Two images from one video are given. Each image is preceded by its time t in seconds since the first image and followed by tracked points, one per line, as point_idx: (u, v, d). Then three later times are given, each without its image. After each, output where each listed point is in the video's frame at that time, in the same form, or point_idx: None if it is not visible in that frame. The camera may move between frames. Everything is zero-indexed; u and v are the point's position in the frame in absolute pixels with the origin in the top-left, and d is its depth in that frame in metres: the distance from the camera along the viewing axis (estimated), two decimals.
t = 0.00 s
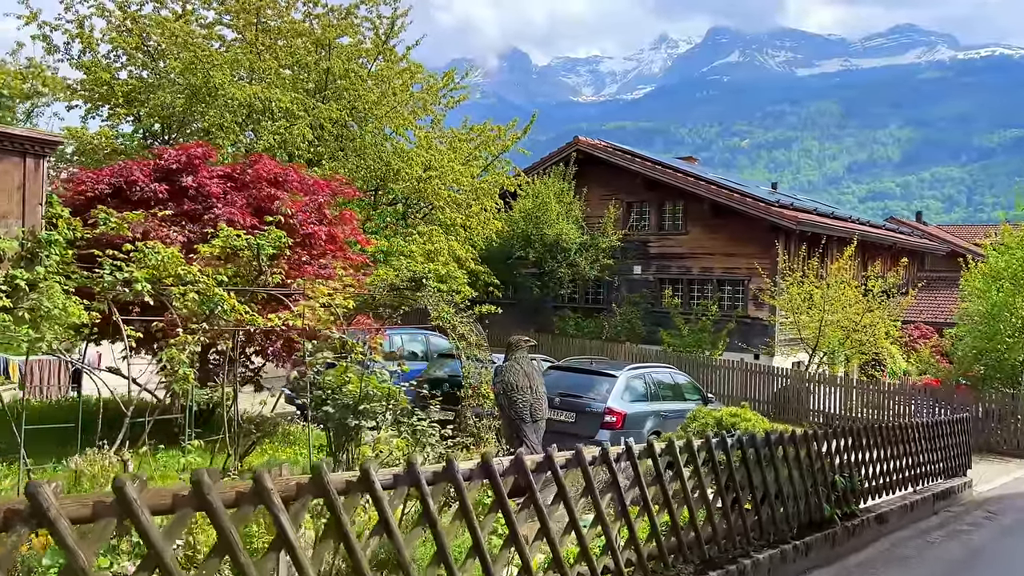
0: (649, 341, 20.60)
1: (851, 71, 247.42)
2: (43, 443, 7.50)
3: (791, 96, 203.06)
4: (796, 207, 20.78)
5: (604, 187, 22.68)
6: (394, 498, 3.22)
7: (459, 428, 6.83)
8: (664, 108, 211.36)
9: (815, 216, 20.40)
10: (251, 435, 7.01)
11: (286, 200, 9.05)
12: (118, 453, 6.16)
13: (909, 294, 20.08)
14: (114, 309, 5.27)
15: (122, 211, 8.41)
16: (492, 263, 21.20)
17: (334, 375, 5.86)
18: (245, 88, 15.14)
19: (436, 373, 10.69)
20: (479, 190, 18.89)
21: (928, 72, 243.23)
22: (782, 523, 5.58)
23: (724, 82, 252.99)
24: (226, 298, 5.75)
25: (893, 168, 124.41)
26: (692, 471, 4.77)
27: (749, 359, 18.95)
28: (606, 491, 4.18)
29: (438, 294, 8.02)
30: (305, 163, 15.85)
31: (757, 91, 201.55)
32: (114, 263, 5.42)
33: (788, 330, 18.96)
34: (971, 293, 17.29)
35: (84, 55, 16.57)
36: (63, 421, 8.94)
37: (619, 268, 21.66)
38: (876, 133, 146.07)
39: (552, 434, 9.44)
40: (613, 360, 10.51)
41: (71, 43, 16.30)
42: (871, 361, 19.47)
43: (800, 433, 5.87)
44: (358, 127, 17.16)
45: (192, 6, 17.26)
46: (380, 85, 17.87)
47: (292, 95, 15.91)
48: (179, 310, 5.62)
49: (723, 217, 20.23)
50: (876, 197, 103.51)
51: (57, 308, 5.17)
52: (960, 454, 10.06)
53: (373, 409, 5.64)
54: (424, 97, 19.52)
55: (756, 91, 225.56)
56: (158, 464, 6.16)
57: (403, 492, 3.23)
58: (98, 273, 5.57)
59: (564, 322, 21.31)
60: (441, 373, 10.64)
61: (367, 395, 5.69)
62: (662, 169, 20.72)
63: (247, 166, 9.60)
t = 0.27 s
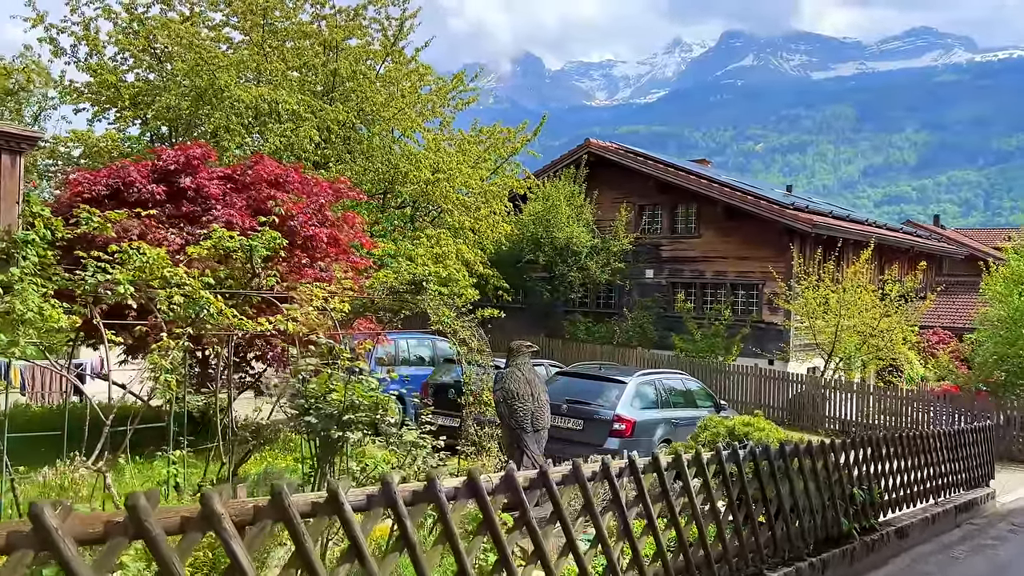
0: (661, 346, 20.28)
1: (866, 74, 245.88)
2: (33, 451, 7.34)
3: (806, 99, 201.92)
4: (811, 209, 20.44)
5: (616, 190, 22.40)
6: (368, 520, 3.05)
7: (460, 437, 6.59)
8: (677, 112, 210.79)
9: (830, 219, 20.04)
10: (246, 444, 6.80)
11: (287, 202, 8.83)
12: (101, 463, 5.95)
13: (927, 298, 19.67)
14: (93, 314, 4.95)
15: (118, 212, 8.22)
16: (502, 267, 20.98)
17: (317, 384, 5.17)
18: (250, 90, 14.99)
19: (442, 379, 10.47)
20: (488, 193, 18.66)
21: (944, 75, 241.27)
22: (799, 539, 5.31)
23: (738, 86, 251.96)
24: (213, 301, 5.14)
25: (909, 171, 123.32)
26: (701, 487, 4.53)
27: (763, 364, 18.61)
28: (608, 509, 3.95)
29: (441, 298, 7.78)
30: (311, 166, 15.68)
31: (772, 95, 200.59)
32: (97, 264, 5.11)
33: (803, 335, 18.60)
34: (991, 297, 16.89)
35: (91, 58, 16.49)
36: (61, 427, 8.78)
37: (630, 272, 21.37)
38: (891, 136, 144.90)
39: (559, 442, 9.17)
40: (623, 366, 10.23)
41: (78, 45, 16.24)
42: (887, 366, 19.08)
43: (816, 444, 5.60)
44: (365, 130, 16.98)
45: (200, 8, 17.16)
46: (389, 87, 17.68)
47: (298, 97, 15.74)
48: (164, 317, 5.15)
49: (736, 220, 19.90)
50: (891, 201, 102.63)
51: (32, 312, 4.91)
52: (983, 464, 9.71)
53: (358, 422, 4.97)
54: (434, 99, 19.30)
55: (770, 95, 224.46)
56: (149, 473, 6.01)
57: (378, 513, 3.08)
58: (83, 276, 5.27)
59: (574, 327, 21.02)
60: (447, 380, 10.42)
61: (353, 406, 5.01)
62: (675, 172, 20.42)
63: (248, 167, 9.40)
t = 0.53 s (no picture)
0: (672, 346, 19.99)
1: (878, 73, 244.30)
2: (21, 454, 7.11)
3: (819, 99, 200.69)
4: (825, 207, 20.04)
5: (626, 187, 22.08)
6: (335, 532, 2.80)
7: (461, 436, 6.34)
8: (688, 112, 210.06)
9: (845, 216, 19.65)
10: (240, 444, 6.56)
11: (285, 196, 8.59)
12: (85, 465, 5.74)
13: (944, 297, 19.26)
14: (69, 308, 4.67)
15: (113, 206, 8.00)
16: (511, 266, 20.76)
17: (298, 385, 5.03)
18: (253, 85, 14.81)
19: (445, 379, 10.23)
20: (495, 191, 18.40)
21: (958, 75, 239.37)
22: (816, 546, 5.03)
23: (750, 86, 250.80)
24: (197, 294, 4.83)
25: (923, 172, 122.26)
26: (710, 492, 4.27)
27: (776, 365, 18.27)
28: (607, 518, 3.68)
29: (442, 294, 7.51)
30: (317, 164, 15.50)
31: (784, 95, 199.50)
32: (75, 257, 4.81)
33: (817, 335, 18.24)
34: (1010, 296, 16.47)
35: (95, 55, 16.34)
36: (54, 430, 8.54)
37: (641, 271, 21.07)
38: (905, 137, 143.75)
39: (566, 443, 8.89)
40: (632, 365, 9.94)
41: (82, 42, 16.11)
42: (904, 367, 18.67)
43: (834, 446, 5.30)
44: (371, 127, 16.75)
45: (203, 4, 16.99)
46: (395, 83, 17.44)
47: (303, 94, 15.54)
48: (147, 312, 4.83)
49: (748, 218, 19.56)
50: (905, 201, 101.73)
51: (4, 305, 4.64)
52: (1006, 467, 9.37)
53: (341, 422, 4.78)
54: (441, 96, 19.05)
55: (783, 95, 223.28)
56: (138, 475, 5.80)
57: (346, 524, 2.82)
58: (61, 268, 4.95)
59: (584, 327, 20.75)
60: (451, 380, 10.19)
61: (335, 403, 4.86)
62: (686, 169, 20.09)
63: (247, 160, 9.16)
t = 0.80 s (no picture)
0: (677, 349, 19.72)
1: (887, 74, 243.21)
2: None
3: (827, 101, 199.91)
4: (833, 208, 19.74)
5: (631, 188, 21.82)
6: (278, 567, 2.55)
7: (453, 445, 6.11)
8: (696, 114, 209.55)
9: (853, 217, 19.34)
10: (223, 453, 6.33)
11: (277, 195, 8.40)
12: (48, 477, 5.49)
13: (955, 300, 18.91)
14: (35, 312, 4.45)
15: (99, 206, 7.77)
16: (515, 267, 20.44)
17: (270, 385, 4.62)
18: (251, 84, 14.61)
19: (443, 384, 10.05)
20: (498, 192, 18.17)
21: (967, 75, 238.08)
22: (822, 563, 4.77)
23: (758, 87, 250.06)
24: (169, 297, 4.53)
25: (931, 173, 121.52)
26: (706, 508, 4.03)
27: (783, 368, 17.97)
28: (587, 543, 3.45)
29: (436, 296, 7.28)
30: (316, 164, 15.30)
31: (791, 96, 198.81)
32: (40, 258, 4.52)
33: (825, 338, 17.93)
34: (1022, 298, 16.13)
35: (94, 55, 16.20)
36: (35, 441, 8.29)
37: (646, 273, 20.80)
38: (913, 138, 142.96)
39: (565, 450, 8.64)
40: (633, 369, 9.69)
41: (80, 42, 15.97)
42: (913, 371, 18.34)
43: (841, 458, 5.05)
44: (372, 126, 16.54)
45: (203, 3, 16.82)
46: (396, 83, 17.22)
47: (303, 93, 15.34)
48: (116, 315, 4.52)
49: (755, 219, 19.28)
50: (914, 203, 101.06)
51: None
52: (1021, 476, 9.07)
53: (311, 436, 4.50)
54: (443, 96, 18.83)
55: (790, 96, 222.51)
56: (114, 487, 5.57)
57: (291, 558, 2.57)
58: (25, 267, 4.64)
59: (588, 329, 20.48)
60: (449, 385, 9.99)
61: (308, 416, 4.56)
62: (691, 170, 19.82)
63: (239, 160, 8.95)
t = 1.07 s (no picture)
0: (678, 350, 19.49)
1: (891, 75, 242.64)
2: None
3: (831, 102, 199.41)
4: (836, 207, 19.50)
5: (632, 187, 21.60)
6: None
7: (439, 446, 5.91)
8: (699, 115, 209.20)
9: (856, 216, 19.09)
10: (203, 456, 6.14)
11: (262, 189, 8.17)
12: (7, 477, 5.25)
13: (959, 300, 18.64)
14: None
15: (81, 201, 7.62)
16: (514, 267, 20.20)
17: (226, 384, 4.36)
18: (245, 80, 14.42)
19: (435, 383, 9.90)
20: (496, 190, 17.96)
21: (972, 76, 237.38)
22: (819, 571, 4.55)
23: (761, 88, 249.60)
24: (135, 291, 4.33)
25: (935, 174, 121.07)
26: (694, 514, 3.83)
27: (785, 369, 17.72)
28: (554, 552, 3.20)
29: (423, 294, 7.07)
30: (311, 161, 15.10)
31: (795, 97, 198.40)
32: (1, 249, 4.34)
33: (828, 338, 17.68)
34: None
35: (87, 51, 16.02)
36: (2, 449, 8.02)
37: (646, 273, 20.57)
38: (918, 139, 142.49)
39: (559, 451, 8.39)
40: (629, 369, 9.47)
41: (73, 39, 15.80)
42: (917, 371, 18.09)
43: (839, 461, 4.84)
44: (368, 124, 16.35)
45: None
46: (392, 80, 17.00)
47: (297, 90, 15.15)
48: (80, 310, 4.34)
49: (756, 218, 19.05)
50: (918, 204, 100.62)
51: None
52: None
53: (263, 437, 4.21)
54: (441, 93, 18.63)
55: (794, 97, 222.04)
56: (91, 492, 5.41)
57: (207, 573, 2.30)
58: None
59: (587, 329, 20.26)
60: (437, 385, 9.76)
61: (265, 415, 4.30)
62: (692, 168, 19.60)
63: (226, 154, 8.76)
